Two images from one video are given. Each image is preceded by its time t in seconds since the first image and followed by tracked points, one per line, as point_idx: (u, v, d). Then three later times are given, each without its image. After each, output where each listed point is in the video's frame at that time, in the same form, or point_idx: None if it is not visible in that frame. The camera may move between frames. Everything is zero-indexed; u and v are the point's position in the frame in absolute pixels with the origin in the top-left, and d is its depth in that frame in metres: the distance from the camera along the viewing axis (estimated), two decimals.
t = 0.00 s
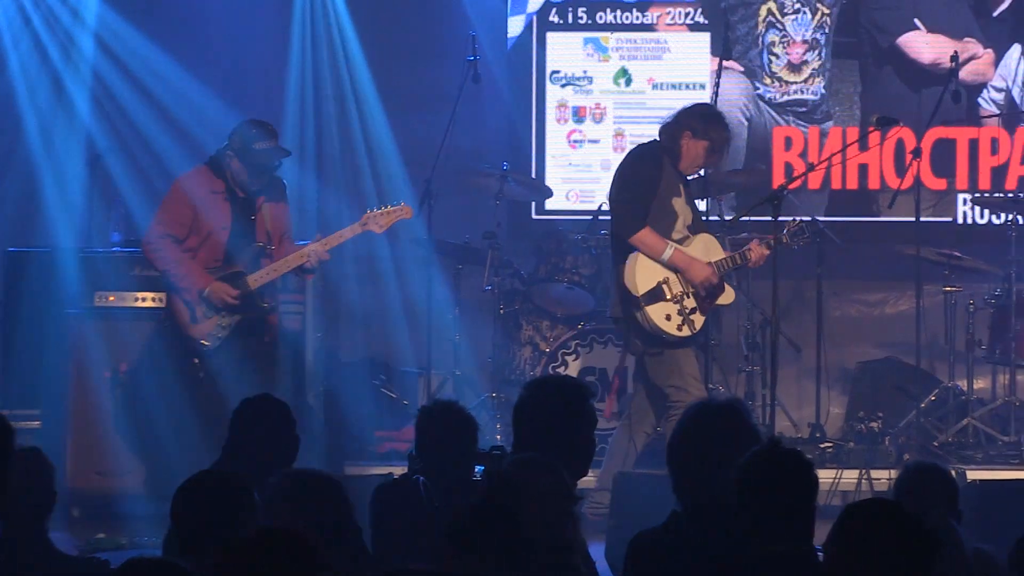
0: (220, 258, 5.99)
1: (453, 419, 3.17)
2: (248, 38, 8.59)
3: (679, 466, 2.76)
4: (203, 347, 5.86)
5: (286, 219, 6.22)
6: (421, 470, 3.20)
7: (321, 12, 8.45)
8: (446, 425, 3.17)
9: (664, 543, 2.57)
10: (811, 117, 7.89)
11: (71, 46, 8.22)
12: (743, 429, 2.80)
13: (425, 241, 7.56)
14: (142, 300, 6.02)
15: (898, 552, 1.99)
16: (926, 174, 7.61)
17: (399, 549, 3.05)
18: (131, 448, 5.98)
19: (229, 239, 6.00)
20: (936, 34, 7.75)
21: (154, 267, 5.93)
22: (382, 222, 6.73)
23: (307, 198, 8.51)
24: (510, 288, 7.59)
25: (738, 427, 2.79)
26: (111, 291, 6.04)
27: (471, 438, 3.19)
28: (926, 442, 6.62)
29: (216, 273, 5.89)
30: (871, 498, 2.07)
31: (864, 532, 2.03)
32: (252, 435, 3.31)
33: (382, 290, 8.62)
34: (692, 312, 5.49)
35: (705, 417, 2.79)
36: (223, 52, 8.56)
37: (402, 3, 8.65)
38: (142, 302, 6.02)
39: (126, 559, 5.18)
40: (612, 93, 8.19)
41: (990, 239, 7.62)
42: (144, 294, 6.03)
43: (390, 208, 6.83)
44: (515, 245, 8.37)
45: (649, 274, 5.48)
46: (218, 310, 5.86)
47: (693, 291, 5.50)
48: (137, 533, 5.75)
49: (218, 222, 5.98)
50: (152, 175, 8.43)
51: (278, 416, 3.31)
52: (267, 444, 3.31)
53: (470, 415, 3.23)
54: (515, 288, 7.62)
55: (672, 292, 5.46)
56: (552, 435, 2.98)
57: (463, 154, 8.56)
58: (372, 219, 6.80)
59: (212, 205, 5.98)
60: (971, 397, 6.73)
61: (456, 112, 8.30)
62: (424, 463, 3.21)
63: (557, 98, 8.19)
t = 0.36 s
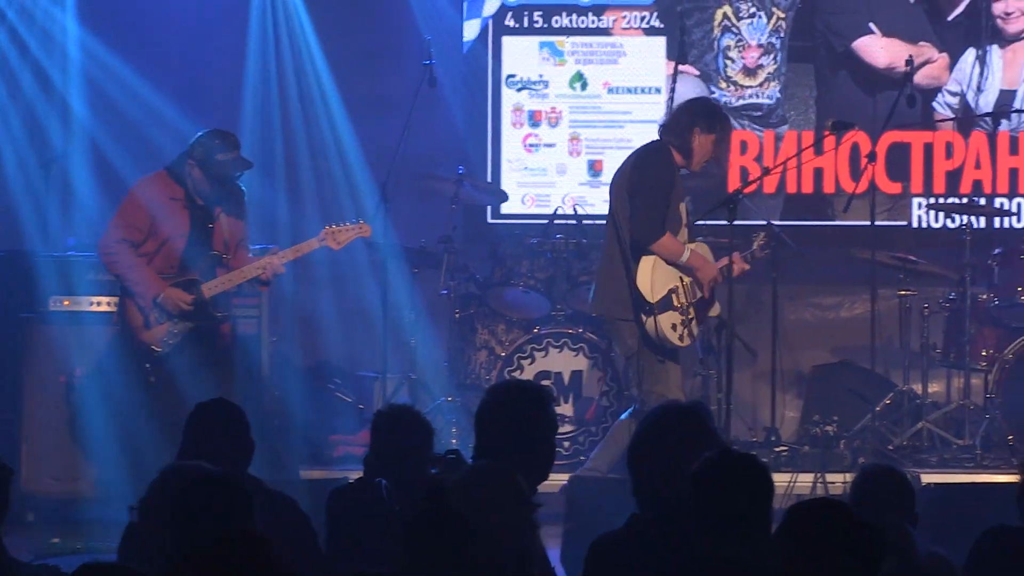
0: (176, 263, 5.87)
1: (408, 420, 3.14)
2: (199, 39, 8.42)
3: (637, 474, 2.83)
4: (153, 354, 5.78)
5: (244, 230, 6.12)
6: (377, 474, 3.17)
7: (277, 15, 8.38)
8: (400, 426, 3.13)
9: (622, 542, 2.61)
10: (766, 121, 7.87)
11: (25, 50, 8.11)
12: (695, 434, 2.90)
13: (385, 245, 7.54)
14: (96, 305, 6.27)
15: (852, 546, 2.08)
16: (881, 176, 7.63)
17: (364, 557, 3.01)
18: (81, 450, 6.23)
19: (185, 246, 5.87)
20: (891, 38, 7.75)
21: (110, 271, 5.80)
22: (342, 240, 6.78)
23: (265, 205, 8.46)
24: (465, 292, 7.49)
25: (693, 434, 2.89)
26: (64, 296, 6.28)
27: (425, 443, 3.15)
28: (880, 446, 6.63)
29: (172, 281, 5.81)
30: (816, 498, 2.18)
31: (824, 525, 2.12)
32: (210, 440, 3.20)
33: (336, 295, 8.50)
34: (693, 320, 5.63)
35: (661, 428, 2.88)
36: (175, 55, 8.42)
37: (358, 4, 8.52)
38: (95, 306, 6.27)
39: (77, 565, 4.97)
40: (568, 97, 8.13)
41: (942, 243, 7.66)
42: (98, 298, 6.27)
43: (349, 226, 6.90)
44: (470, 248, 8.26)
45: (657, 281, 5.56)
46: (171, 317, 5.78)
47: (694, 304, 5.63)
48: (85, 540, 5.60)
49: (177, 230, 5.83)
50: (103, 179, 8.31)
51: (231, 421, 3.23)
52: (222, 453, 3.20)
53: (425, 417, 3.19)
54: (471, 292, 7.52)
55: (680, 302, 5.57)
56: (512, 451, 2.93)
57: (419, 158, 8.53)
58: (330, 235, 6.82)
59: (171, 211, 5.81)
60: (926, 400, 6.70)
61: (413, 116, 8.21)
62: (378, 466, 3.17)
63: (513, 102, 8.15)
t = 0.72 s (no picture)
0: (128, 265, 6.27)
1: (357, 426, 3.17)
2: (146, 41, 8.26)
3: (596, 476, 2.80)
4: (117, 355, 6.14)
5: (191, 220, 6.56)
6: (333, 480, 3.15)
7: (226, 19, 8.21)
8: (349, 431, 3.16)
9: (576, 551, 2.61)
10: (718, 125, 7.86)
11: None
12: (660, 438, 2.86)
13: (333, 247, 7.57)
14: (48, 308, 6.20)
15: (806, 549, 2.07)
16: (831, 180, 7.67)
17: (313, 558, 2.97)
18: (35, 452, 6.04)
19: (134, 244, 6.31)
20: (843, 43, 7.70)
21: (64, 275, 6.15)
22: (290, 219, 7.08)
23: (214, 210, 8.28)
24: (417, 296, 7.41)
25: (659, 435, 2.87)
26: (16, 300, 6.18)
27: (375, 446, 3.18)
28: (833, 449, 6.66)
29: (127, 280, 6.22)
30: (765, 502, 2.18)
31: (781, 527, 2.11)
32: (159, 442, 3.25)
33: (286, 300, 8.35)
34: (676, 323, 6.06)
35: (623, 429, 2.84)
36: (119, 56, 8.24)
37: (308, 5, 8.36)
38: (47, 310, 6.20)
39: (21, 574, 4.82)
40: (520, 101, 8.08)
41: (895, 247, 7.64)
42: (50, 303, 6.21)
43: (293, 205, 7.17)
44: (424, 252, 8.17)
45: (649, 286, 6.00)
46: (130, 316, 6.18)
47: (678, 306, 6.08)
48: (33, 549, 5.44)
49: (126, 230, 6.29)
50: (47, 180, 8.05)
51: (180, 423, 3.27)
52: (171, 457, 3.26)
53: (373, 422, 3.22)
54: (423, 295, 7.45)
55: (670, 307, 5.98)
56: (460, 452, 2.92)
57: (370, 163, 8.37)
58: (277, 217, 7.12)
59: (120, 212, 6.28)
60: (878, 405, 6.76)
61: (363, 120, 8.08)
62: (331, 473, 3.16)
63: (465, 106, 8.07)
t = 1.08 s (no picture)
0: (85, 269, 6.18)
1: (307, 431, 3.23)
2: (100, 40, 8.02)
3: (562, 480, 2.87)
4: (72, 358, 6.02)
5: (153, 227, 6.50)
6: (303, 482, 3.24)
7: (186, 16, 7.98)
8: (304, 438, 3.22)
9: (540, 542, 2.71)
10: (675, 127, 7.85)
11: None
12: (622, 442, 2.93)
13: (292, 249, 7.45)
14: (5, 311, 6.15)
15: (760, 539, 2.10)
16: (789, 182, 7.69)
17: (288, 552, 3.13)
18: None
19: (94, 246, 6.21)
20: (800, 45, 7.70)
21: (20, 279, 6.04)
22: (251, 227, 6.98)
23: (172, 212, 8.12)
24: (376, 297, 7.36)
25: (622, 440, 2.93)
26: None
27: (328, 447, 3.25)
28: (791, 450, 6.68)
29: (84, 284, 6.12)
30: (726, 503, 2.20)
31: (733, 527, 2.13)
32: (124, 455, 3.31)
33: (241, 303, 8.22)
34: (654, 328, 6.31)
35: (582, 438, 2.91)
36: (78, 53, 7.97)
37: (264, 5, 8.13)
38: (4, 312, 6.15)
39: None
40: (477, 102, 8.04)
41: (851, 248, 7.66)
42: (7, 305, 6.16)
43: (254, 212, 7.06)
44: (383, 253, 8.09)
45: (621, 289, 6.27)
46: (84, 321, 6.05)
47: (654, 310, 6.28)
48: None
49: (84, 233, 6.17)
50: None
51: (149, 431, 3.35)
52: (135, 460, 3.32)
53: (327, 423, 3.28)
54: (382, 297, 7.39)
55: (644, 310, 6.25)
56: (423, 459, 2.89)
57: (326, 164, 8.16)
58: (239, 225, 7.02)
59: (77, 215, 6.17)
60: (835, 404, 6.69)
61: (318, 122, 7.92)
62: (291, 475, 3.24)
63: (422, 107, 8.07)
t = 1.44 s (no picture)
0: (47, 268, 6.08)
1: (272, 427, 3.17)
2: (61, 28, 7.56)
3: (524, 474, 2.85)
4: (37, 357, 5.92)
5: (109, 224, 6.40)
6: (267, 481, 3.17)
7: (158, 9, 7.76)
8: (268, 436, 3.16)
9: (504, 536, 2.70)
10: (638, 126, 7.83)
11: None
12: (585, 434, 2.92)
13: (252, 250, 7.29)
14: None
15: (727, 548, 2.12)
16: (751, 181, 7.71)
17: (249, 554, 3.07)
18: None
19: (52, 246, 6.10)
20: (761, 44, 7.70)
21: None
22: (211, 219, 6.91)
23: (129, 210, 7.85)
24: (337, 297, 7.25)
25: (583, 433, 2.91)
26: None
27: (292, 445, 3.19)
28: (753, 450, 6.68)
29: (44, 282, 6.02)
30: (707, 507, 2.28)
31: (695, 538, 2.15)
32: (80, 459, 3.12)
33: (197, 303, 8.03)
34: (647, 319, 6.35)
35: (542, 432, 2.91)
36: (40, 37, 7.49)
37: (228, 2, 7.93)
38: None
39: None
40: (439, 102, 7.99)
41: (811, 248, 7.70)
42: None
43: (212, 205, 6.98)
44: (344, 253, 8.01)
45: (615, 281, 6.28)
46: (49, 317, 5.98)
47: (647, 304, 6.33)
48: None
49: (45, 232, 6.07)
50: None
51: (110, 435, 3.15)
52: (104, 460, 3.13)
53: (290, 420, 3.23)
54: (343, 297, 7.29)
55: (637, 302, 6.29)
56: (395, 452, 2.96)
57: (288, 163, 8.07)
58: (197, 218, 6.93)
59: (38, 214, 6.06)
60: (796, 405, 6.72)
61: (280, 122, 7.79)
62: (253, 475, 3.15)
63: (384, 106, 8.02)
